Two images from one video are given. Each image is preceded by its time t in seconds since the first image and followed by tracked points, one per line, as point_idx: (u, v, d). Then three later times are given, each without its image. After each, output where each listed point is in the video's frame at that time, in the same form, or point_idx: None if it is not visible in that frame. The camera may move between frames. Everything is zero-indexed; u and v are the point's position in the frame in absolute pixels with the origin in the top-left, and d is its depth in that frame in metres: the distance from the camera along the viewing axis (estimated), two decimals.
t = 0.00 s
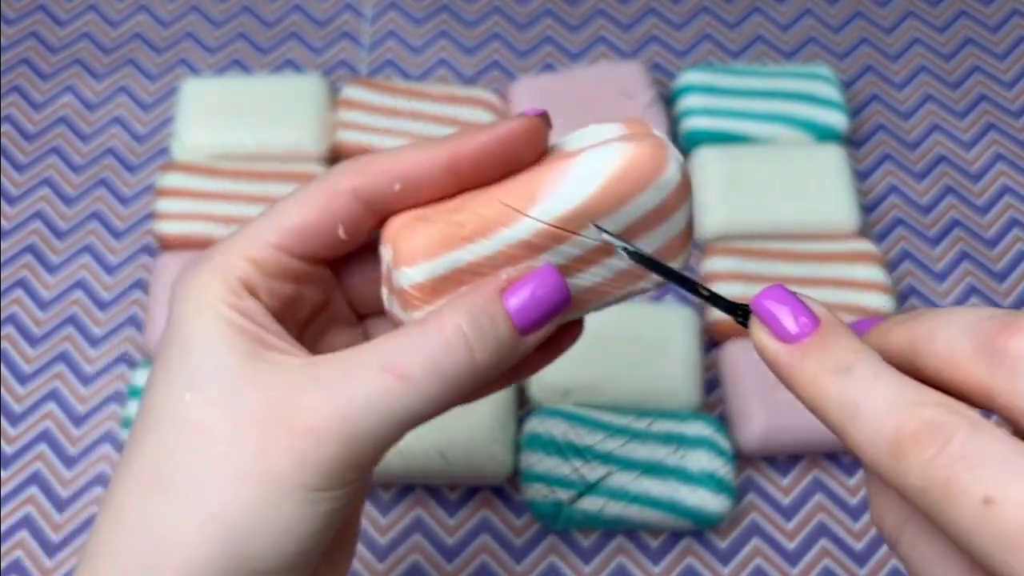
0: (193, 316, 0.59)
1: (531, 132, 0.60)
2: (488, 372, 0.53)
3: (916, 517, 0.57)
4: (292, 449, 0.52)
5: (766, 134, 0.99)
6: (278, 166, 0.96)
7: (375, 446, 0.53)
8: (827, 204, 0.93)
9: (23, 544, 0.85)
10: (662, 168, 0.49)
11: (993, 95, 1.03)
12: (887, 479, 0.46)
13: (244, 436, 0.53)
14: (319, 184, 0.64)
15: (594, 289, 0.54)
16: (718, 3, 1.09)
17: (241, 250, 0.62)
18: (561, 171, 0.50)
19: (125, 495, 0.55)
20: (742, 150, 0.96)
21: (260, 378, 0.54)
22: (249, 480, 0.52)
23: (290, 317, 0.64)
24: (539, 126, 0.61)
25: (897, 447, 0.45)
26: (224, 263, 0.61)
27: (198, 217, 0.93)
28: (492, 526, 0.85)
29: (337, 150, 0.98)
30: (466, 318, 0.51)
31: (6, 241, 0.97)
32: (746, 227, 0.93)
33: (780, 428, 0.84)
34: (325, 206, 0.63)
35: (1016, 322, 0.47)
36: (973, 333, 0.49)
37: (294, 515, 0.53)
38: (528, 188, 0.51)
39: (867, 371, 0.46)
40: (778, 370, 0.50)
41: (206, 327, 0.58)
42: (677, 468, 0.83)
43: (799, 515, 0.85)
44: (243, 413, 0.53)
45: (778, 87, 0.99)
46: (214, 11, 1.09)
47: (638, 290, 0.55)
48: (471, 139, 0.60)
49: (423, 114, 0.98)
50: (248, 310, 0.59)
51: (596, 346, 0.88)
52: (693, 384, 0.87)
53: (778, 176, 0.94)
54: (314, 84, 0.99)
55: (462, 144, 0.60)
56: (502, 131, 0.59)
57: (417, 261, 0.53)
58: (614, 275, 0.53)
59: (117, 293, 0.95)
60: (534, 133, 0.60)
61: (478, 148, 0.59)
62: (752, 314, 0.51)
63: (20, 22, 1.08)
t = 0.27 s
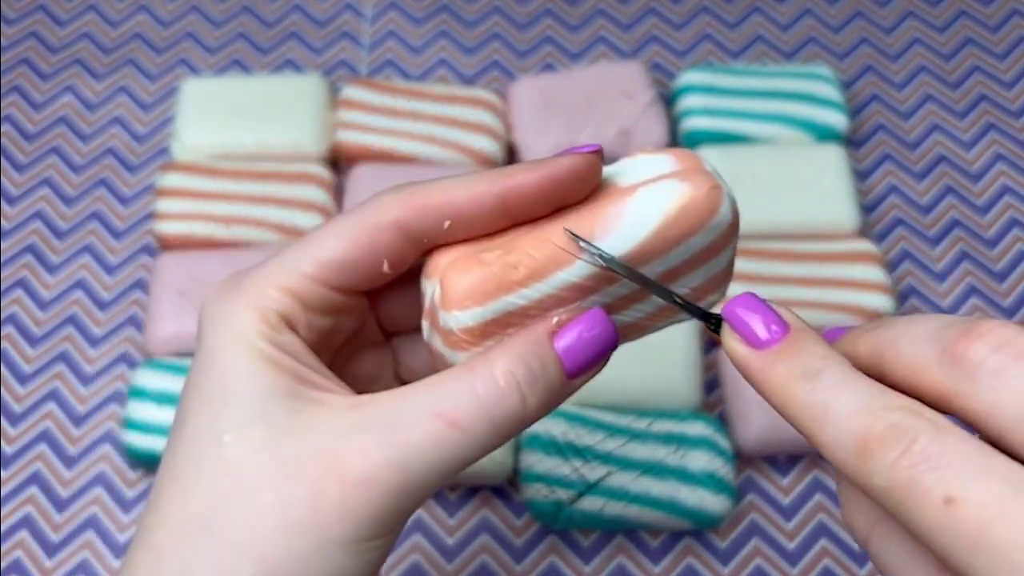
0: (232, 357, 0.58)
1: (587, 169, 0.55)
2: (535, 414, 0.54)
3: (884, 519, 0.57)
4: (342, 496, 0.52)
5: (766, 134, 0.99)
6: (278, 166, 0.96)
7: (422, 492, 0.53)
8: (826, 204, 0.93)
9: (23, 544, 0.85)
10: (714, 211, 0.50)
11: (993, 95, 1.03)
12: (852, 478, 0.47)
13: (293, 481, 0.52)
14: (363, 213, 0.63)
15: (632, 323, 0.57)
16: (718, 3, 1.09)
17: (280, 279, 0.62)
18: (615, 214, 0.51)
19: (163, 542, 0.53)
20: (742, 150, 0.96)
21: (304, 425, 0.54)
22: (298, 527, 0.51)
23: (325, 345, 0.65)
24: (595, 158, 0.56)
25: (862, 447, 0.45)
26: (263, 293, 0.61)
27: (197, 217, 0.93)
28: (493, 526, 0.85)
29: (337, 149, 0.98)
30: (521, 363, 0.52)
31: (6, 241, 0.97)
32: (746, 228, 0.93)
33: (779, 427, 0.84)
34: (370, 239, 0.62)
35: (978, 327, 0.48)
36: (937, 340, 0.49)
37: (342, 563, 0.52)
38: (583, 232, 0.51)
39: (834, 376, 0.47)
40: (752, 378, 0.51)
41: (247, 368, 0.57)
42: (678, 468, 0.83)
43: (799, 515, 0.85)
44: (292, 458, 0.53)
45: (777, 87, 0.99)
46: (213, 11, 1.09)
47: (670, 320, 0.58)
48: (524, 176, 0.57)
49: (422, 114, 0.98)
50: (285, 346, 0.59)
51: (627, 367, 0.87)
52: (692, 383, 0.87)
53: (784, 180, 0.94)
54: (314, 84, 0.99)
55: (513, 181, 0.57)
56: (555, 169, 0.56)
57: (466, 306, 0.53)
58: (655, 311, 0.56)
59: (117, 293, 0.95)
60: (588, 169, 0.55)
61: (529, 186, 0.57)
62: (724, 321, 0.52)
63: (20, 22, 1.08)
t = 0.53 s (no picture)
0: (203, 332, 0.57)
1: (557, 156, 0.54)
2: (501, 396, 0.52)
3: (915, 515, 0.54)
4: (302, 471, 0.51)
5: (766, 134, 0.99)
6: (278, 166, 0.96)
7: (385, 468, 0.52)
8: (826, 204, 0.93)
9: (23, 544, 0.85)
10: (701, 195, 0.48)
11: (993, 95, 1.03)
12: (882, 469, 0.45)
13: (254, 454, 0.51)
14: (338, 195, 0.62)
15: (619, 315, 0.53)
16: (718, 3, 1.09)
17: (257, 263, 0.61)
18: (595, 196, 0.49)
19: (131, 512, 0.54)
20: (742, 150, 0.96)
21: (270, 398, 0.53)
22: (259, 501, 0.51)
23: (301, 329, 0.64)
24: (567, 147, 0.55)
25: (892, 438, 0.44)
26: (240, 272, 0.61)
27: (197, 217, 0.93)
28: (492, 526, 0.85)
29: (337, 149, 0.98)
30: (486, 340, 0.50)
31: (6, 241, 0.97)
32: (746, 228, 0.93)
33: (779, 427, 0.84)
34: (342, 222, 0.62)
35: (1002, 321, 0.46)
36: (960, 335, 0.47)
37: (303, 538, 0.51)
38: (561, 212, 0.50)
39: (863, 368, 0.45)
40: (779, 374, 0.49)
41: (217, 343, 0.56)
42: (678, 468, 0.83)
43: (799, 515, 0.85)
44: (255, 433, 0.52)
45: (777, 87, 0.99)
46: (214, 11, 1.09)
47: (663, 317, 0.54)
48: (496, 160, 0.56)
49: (422, 114, 0.98)
50: (258, 324, 0.58)
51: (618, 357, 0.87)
52: (693, 383, 0.87)
53: (781, 177, 0.94)
54: (314, 84, 0.99)
55: (485, 164, 0.56)
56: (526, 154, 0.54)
57: (437, 281, 0.51)
58: (643, 302, 0.52)
59: (117, 293, 0.95)
60: (560, 157, 0.54)
61: (501, 170, 0.55)
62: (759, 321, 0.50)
63: (20, 22, 1.08)
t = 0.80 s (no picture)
0: (179, 298, 0.61)
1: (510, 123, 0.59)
2: (440, 354, 0.50)
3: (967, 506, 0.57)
4: (241, 418, 0.52)
5: (766, 134, 0.99)
6: (278, 166, 0.96)
7: (324, 422, 0.52)
8: (826, 204, 0.93)
9: (23, 545, 0.84)
10: (655, 163, 0.47)
11: (993, 95, 1.03)
12: (934, 458, 0.47)
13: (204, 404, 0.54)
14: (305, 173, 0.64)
15: (579, 290, 0.51)
16: (718, 3, 1.09)
17: (234, 240, 0.63)
18: (548, 158, 0.49)
19: (99, 462, 0.57)
20: (743, 150, 0.96)
21: (229, 354, 0.55)
22: (204, 450, 0.53)
23: (275, 305, 0.63)
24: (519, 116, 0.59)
25: (944, 426, 0.45)
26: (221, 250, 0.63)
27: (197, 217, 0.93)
28: (492, 526, 0.85)
29: (337, 149, 0.98)
30: (429, 293, 0.49)
31: (6, 241, 0.97)
32: (746, 227, 0.93)
33: (780, 427, 0.84)
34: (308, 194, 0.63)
35: None
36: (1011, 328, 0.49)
37: (240, 486, 0.52)
38: (512, 172, 0.50)
39: (917, 360, 0.47)
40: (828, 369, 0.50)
41: (189, 308, 0.59)
42: (678, 468, 0.83)
43: (799, 515, 0.85)
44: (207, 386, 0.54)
45: (778, 87, 0.99)
46: (214, 11, 1.09)
47: (631, 302, 0.52)
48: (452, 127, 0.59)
49: (422, 114, 0.98)
50: (231, 294, 0.60)
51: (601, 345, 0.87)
52: (693, 384, 0.87)
53: (777, 174, 0.95)
54: (314, 84, 0.99)
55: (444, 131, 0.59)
56: (481, 122, 0.58)
57: (389, 236, 0.52)
58: (601, 276, 0.50)
59: (117, 293, 0.95)
60: (515, 128, 0.59)
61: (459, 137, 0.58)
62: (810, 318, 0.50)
63: (20, 22, 1.08)
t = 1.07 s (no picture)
0: (192, 310, 0.59)
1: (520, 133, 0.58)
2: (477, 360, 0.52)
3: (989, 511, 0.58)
4: (286, 433, 0.52)
5: (766, 134, 0.99)
6: (278, 166, 0.96)
7: (367, 434, 0.53)
8: (826, 205, 0.93)
9: (23, 545, 0.84)
10: (654, 165, 0.49)
11: (993, 95, 1.03)
12: (962, 462, 0.46)
13: (241, 418, 0.53)
14: (312, 185, 0.64)
15: (588, 287, 0.53)
16: (718, 3, 1.09)
17: (243, 251, 0.62)
18: (556, 165, 0.50)
19: (124, 481, 0.55)
20: (743, 150, 0.96)
21: (260, 368, 0.55)
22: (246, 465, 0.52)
23: (289, 316, 0.64)
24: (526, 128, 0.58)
25: (977, 429, 0.44)
26: (231, 262, 0.62)
27: (198, 217, 0.93)
28: (492, 526, 0.85)
29: (337, 149, 0.98)
30: (460, 303, 0.50)
31: (6, 241, 0.97)
32: (746, 228, 0.93)
33: (779, 427, 0.84)
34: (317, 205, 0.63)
35: None
36: None
37: (285, 502, 0.53)
38: (525, 181, 0.50)
39: (943, 356, 0.47)
40: (845, 361, 0.50)
41: (206, 321, 0.58)
42: (678, 468, 0.83)
43: (799, 515, 0.85)
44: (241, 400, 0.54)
45: (778, 87, 0.99)
46: (214, 11, 1.09)
47: (632, 294, 0.54)
48: (462, 139, 0.59)
49: (422, 114, 0.98)
50: (246, 306, 0.59)
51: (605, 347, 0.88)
52: (693, 384, 0.87)
53: (779, 175, 0.95)
54: (314, 84, 0.99)
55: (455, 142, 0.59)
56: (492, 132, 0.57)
57: (410, 250, 0.52)
58: (608, 273, 0.52)
59: (117, 293, 0.95)
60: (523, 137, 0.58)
61: (467, 147, 0.58)
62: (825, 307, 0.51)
63: (20, 22, 1.08)
